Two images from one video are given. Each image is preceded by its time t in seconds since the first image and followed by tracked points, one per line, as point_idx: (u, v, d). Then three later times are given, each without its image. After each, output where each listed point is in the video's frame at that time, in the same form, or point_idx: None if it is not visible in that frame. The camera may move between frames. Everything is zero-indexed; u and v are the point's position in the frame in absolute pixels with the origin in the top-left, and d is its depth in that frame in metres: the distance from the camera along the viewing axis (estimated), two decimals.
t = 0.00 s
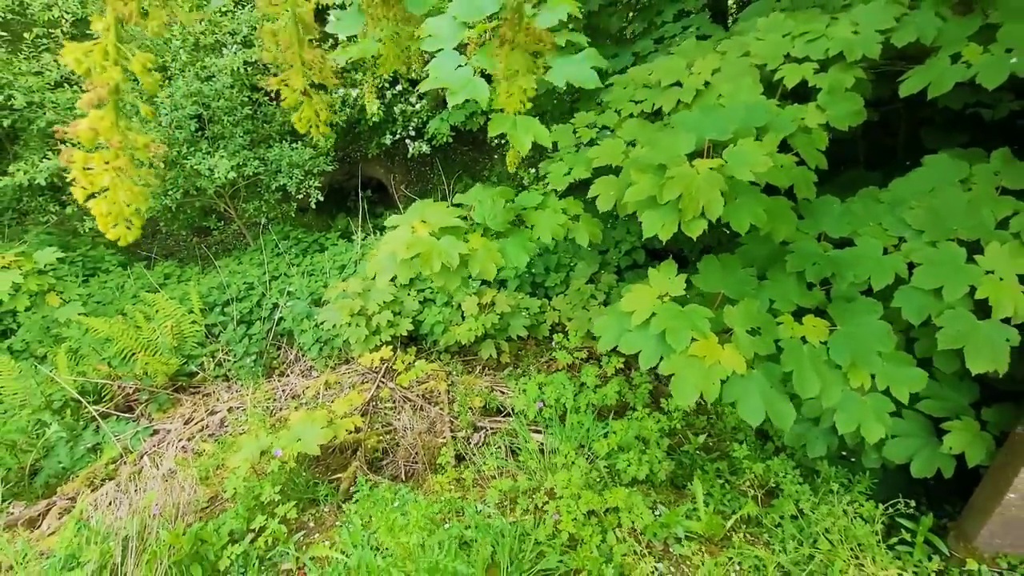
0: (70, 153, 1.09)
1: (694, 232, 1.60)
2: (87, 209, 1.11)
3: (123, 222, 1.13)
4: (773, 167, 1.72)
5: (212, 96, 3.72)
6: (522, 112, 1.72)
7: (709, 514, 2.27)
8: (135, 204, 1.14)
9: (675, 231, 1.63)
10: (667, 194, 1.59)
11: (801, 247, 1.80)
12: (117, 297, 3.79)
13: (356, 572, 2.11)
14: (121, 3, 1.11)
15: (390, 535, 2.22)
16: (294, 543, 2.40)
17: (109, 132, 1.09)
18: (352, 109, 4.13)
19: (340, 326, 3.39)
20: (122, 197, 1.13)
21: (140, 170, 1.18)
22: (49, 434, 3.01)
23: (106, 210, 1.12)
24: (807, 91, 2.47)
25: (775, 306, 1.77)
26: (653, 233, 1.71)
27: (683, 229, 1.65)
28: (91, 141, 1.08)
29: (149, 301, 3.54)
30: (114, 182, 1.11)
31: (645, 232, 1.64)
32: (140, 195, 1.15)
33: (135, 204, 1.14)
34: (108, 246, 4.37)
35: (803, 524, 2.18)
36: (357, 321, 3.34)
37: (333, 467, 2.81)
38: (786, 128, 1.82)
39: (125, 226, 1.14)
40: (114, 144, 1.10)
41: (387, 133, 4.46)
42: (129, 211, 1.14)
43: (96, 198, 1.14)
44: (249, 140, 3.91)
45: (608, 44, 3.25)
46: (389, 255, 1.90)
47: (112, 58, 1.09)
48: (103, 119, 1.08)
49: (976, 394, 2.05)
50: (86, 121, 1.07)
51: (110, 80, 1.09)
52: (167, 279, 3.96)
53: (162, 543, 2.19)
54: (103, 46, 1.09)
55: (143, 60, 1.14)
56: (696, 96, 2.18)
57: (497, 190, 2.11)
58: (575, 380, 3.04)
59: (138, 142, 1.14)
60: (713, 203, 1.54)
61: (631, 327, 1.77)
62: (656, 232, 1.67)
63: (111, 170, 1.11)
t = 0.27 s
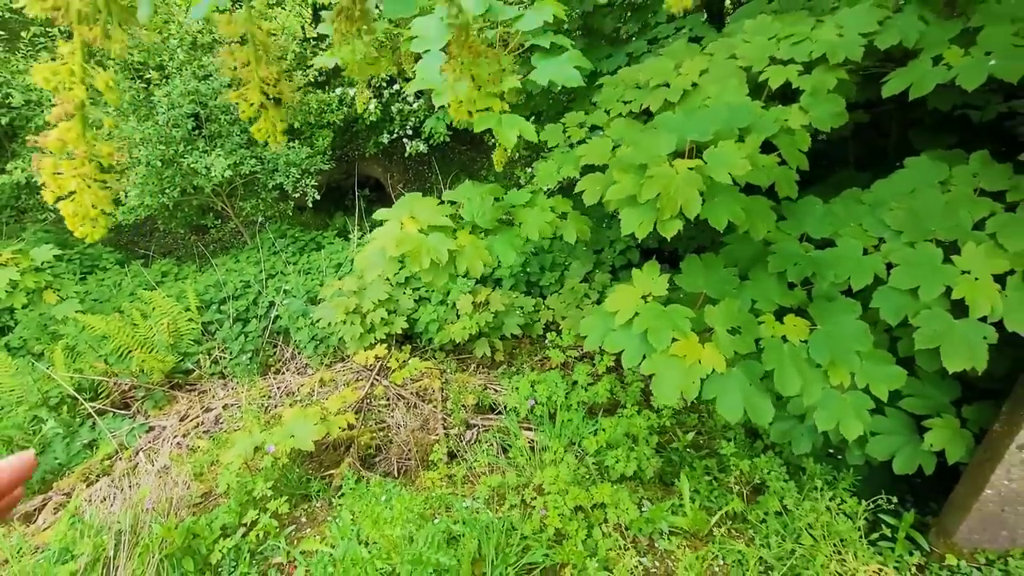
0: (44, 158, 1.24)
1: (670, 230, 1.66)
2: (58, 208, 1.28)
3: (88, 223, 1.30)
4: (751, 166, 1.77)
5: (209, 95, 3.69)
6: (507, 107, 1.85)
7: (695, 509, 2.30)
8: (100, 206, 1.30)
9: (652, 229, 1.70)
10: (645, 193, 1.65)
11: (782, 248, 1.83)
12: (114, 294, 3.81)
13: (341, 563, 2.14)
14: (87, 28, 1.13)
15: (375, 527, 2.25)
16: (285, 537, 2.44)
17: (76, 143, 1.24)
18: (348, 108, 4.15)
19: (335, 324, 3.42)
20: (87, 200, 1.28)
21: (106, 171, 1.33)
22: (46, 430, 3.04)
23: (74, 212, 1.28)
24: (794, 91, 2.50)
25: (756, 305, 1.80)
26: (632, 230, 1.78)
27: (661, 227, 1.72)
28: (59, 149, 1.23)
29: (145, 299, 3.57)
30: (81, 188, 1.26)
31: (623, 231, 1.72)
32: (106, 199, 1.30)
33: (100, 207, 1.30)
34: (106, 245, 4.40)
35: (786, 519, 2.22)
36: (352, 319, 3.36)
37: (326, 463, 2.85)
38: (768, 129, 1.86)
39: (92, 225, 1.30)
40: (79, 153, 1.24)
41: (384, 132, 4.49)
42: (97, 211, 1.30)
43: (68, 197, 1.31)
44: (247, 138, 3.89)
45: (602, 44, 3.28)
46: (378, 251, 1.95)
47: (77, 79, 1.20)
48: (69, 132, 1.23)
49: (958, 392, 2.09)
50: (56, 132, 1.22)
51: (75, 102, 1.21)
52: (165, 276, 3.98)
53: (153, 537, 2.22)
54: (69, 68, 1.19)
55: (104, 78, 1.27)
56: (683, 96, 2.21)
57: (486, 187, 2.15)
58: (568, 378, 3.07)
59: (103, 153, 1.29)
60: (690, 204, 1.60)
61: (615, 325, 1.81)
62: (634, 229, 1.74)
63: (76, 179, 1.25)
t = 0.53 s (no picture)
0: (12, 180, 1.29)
1: (659, 223, 1.66)
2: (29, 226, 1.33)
3: (60, 240, 1.35)
4: (739, 164, 1.78)
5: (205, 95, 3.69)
6: (491, 113, 1.96)
7: (683, 508, 2.32)
8: (69, 225, 1.34)
9: (641, 224, 1.71)
10: (634, 188, 1.65)
11: (768, 249, 1.86)
12: (110, 294, 3.82)
13: (329, 561, 2.16)
14: (52, 59, 1.16)
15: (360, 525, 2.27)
16: (276, 535, 2.46)
17: (46, 165, 1.28)
18: (344, 108, 4.16)
19: (330, 324, 3.43)
20: (57, 220, 1.32)
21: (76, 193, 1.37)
22: (40, 429, 3.05)
23: (44, 229, 1.33)
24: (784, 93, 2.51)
25: (742, 305, 1.82)
26: (620, 227, 1.79)
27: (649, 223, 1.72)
28: (27, 172, 1.27)
29: (141, 298, 3.58)
30: (49, 208, 1.30)
31: (612, 227, 1.73)
32: (76, 216, 1.34)
33: (69, 226, 1.34)
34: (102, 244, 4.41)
35: (774, 518, 2.24)
36: (347, 319, 3.38)
37: (320, 462, 2.86)
38: (755, 128, 1.87)
39: (61, 243, 1.35)
40: (49, 176, 1.28)
41: (381, 132, 4.50)
42: (64, 231, 1.35)
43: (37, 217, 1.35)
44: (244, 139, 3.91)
45: (596, 44, 3.29)
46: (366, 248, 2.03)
47: (43, 107, 1.21)
48: (38, 157, 1.26)
49: (943, 392, 2.10)
50: (24, 157, 1.26)
51: (42, 131, 1.25)
52: (161, 276, 4.00)
53: (144, 535, 2.24)
54: (35, 96, 1.20)
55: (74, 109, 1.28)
56: (672, 97, 2.22)
57: (476, 186, 2.17)
58: (561, 378, 3.08)
59: (73, 175, 1.32)
60: (679, 196, 1.60)
61: (602, 326, 1.83)
62: (623, 226, 1.75)
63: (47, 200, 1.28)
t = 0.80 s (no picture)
0: None
1: (652, 227, 1.67)
2: None
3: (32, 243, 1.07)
4: (732, 168, 1.79)
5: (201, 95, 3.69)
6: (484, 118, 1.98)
7: (677, 507, 2.33)
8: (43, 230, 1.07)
9: (634, 227, 1.71)
10: (628, 190, 1.66)
11: (760, 249, 1.86)
12: (108, 294, 3.83)
13: (323, 560, 2.17)
14: (24, 65, 0.96)
15: (354, 525, 2.29)
16: (271, 535, 2.47)
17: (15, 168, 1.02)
18: (341, 108, 4.16)
19: (327, 324, 3.43)
20: (28, 224, 1.05)
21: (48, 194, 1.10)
22: (38, 429, 3.05)
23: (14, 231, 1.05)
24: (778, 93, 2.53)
25: (734, 305, 1.84)
26: (614, 228, 1.79)
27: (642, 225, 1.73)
28: None
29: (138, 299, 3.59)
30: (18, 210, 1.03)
31: (606, 229, 1.73)
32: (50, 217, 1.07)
33: (44, 229, 1.07)
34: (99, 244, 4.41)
35: (767, 517, 2.25)
36: (344, 319, 3.37)
37: (316, 462, 2.86)
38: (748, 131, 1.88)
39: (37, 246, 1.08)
40: (18, 178, 1.02)
41: (379, 132, 4.50)
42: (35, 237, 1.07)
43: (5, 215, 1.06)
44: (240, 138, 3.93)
45: (592, 44, 3.29)
46: (360, 246, 2.06)
47: (18, 110, 0.98)
48: (8, 158, 1.00)
49: (935, 392, 2.12)
50: None
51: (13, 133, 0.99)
52: (158, 276, 4.00)
53: (140, 535, 2.25)
54: (7, 99, 0.97)
55: (45, 108, 1.05)
56: (666, 98, 2.23)
57: (470, 185, 2.18)
58: (557, 378, 3.09)
59: (47, 178, 1.06)
60: (672, 201, 1.62)
61: (594, 325, 1.84)
62: (615, 227, 1.76)
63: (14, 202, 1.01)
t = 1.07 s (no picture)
0: None
1: (645, 233, 1.68)
2: None
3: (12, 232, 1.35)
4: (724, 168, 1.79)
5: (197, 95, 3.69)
6: (480, 120, 1.99)
7: (673, 505, 2.34)
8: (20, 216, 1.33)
9: (627, 233, 1.72)
10: (619, 197, 1.67)
11: (754, 247, 1.87)
12: (105, 295, 3.84)
13: (318, 558, 2.19)
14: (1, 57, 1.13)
15: (350, 523, 2.30)
16: (268, 534, 2.48)
17: None
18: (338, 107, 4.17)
19: (324, 324, 3.43)
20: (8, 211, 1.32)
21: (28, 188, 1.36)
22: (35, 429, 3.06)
23: None
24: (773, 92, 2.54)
25: (728, 304, 1.85)
26: (608, 235, 1.81)
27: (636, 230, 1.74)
28: None
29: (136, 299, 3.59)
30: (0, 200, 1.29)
31: (600, 236, 1.74)
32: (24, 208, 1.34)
33: (21, 217, 1.34)
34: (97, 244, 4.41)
35: (763, 515, 2.25)
36: (342, 319, 3.37)
37: (314, 462, 2.87)
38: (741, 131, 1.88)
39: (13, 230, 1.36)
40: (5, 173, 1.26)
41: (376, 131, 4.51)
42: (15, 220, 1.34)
43: None
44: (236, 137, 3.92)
45: (589, 44, 3.29)
46: (355, 243, 2.08)
47: None
48: None
49: (929, 390, 2.13)
50: None
51: None
52: (156, 276, 4.00)
53: (137, 534, 2.26)
54: None
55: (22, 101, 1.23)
56: (661, 97, 2.24)
57: (466, 185, 2.20)
58: (554, 377, 3.09)
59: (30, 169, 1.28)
60: (663, 205, 1.62)
61: (589, 325, 1.85)
62: (610, 234, 1.77)
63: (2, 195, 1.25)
